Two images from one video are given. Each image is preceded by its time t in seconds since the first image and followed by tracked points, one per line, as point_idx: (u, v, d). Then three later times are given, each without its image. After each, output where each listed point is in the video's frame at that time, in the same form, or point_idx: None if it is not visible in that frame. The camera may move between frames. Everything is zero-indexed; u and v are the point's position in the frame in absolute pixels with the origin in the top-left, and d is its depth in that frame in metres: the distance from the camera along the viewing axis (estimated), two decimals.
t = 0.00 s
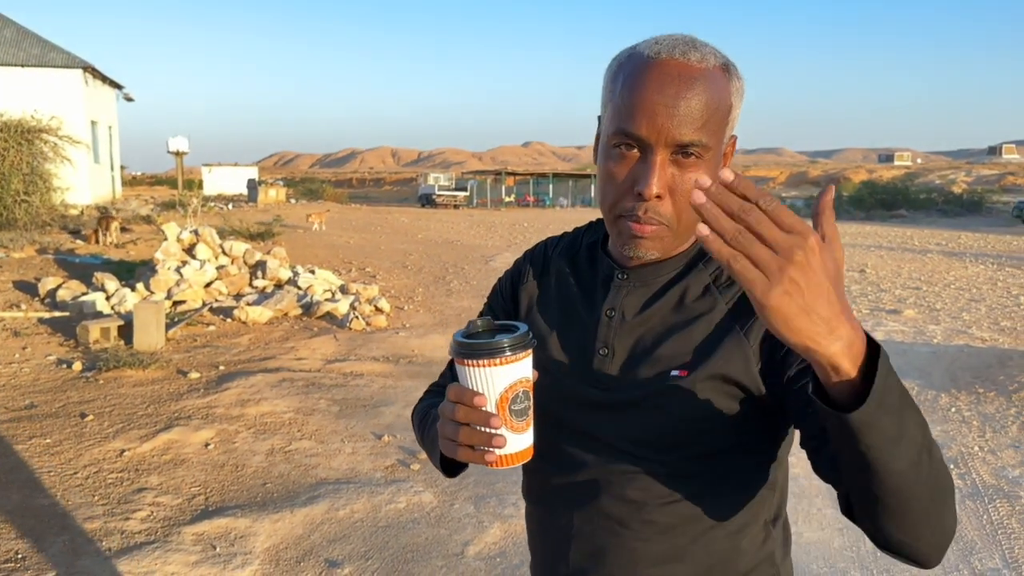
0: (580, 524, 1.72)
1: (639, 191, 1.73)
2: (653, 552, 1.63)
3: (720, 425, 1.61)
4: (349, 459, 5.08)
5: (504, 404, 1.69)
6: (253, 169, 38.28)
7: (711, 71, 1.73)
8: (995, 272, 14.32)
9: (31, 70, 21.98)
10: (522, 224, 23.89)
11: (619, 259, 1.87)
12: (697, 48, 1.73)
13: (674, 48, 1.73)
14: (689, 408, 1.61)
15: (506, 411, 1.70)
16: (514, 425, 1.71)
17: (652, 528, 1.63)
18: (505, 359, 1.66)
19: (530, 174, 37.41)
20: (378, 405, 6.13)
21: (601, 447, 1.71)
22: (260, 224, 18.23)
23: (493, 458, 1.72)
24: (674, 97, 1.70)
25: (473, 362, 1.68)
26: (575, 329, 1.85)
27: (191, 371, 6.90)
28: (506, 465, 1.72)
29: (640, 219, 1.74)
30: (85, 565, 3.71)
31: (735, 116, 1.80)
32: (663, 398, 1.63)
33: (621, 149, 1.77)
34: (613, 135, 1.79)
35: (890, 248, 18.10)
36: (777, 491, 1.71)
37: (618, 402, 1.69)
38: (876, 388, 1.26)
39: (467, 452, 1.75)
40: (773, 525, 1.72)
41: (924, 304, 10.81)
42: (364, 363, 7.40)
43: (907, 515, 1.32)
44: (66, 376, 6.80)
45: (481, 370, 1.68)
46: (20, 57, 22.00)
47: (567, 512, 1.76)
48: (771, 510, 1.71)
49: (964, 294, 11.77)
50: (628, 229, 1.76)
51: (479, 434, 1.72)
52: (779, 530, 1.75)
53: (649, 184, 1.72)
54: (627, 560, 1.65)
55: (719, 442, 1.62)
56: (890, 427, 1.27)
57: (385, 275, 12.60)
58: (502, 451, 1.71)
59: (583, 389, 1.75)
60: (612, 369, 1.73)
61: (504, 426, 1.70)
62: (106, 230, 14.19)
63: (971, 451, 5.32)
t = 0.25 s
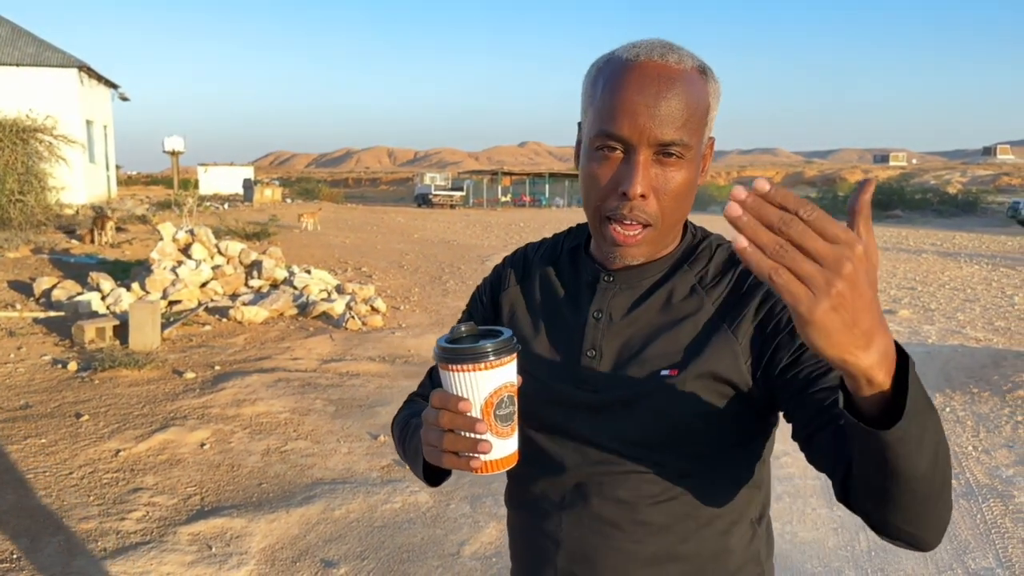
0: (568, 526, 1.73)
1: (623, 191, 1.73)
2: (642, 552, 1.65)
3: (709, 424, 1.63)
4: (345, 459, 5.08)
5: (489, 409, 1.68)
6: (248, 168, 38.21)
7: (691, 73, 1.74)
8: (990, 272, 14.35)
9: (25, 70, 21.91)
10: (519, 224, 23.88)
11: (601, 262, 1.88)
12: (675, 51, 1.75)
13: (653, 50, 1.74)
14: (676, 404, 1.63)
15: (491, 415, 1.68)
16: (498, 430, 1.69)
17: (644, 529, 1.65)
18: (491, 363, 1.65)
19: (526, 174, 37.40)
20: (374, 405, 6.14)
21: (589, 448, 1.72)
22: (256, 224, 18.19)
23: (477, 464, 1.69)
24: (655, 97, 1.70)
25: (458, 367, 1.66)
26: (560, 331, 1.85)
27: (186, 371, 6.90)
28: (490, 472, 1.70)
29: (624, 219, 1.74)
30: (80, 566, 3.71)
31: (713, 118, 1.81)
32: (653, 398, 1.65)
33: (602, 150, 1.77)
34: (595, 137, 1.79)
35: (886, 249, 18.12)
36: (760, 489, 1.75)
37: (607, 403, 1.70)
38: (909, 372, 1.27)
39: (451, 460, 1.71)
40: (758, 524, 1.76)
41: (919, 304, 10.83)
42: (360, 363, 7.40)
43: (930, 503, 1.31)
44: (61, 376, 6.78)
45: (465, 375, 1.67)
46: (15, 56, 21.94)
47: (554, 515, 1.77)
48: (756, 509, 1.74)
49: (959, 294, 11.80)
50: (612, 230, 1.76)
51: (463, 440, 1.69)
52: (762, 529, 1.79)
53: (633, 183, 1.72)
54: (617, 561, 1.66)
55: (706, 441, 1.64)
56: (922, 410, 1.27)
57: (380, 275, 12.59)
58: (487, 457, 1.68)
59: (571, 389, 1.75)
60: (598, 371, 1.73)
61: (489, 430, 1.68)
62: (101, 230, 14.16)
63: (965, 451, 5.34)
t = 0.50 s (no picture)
0: (540, 517, 1.70)
1: (598, 176, 1.72)
2: (615, 542, 1.64)
3: (678, 409, 1.63)
4: (341, 460, 5.09)
5: (474, 403, 1.64)
6: (244, 168, 38.17)
7: (658, 68, 1.77)
8: (984, 272, 14.41)
9: (20, 70, 21.86)
10: (515, 225, 23.92)
11: (571, 255, 1.87)
12: (642, 46, 1.78)
13: (621, 45, 1.77)
14: (648, 387, 1.63)
15: (475, 409, 1.64)
16: (483, 424, 1.65)
17: (617, 518, 1.64)
18: (477, 357, 1.61)
19: (522, 175, 37.41)
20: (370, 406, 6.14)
21: (561, 436, 1.70)
22: (252, 224, 18.19)
23: (461, 458, 1.65)
24: (628, 86, 1.72)
25: (443, 361, 1.62)
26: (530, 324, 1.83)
27: (182, 371, 6.90)
28: (475, 466, 1.65)
29: (600, 204, 1.74)
30: (76, 566, 3.71)
31: (680, 113, 1.84)
32: (624, 383, 1.65)
33: (575, 137, 1.77)
34: (568, 127, 1.79)
35: (881, 249, 18.17)
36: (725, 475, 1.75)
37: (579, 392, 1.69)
38: (805, 309, 1.27)
39: (435, 455, 1.66)
40: (725, 511, 1.76)
41: (913, 304, 10.88)
42: (355, 363, 7.41)
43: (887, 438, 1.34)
44: (56, 376, 6.78)
45: (449, 369, 1.62)
46: (10, 56, 21.89)
47: (524, 508, 1.74)
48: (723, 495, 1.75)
49: (954, 295, 11.84)
50: (588, 216, 1.75)
51: (447, 435, 1.65)
52: (728, 516, 1.80)
53: (608, 168, 1.72)
54: (590, 552, 1.65)
55: (676, 425, 1.64)
56: (830, 353, 1.29)
57: (377, 275, 12.60)
58: (472, 451, 1.64)
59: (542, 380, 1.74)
60: (569, 360, 1.72)
61: (473, 425, 1.64)
62: (97, 230, 14.14)
63: (959, 451, 5.36)
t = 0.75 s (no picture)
0: (513, 512, 1.72)
1: (554, 175, 1.72)
2: (586, 535, 1.65)
3: (647, 406, 1.64)
4: (337, 460, 5.10)
5: (453, 406, 1.62)
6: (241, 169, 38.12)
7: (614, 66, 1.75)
8: (980, 273, 14.45)
9: (17, 70, 21.81)
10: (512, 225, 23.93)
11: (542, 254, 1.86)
12: (599, 45, 1.76)
13: (577, 45, 1.76)
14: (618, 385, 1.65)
15: (455, 412, 1.63)
16: (462, 426, 1.64)
17: (588, 511, 1.65)
18: (458, 361, 1.60)
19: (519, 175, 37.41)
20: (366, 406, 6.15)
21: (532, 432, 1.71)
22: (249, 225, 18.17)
23: (441, 459, 1.64)
24: (580, 86, 1.70)
25: (424, 365, 1.59)
26: (502, 323, 1.83)
27: (179, 372, 6.90)
28: (453, 466, 1.65)
29: (558, 202, 1.73)
30: (73, 566, 3.71)
31: (642, 110, 1.82)
32: (592, 383, 1.65)
33: (532, 136, 1.76)
34: (527, 126, 1.78)
35: (877, 250, 18.21)
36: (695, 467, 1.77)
37: (550, 390, 1.69)
38: (707, 381, 1.26)
39: (415, 456, 1.65)
40: (694, 501, 1.78)
41: (909, 305, 10.91)
42: (352, 364, 7.41)
43: (809, 476, 1.39)
44: (52, 377, 6.77)
45: (429, 373, 1.60)
46: (7, 56, 21.85)
47: (499, 502, 1.75)
48: (693, 486, 1.76)
49: (950, 295, 11.87)
50: (547, 214, 1.75)
51: (426, 436, 1.63)
52: (698, 506, 1.81)
53: (563, 166, 1.71)
54: (562, 545, 1.66)
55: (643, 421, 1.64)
56: (736, 421, 1.29)
57: (373, 275, 12.60)
58: (452, 452, 1.63)
59: (515, 378, 1.74)
60: (540, 359, 1.72)
61: (452, 427, 1.63)
62: (93, 231, 14.12)
63: (954, 451, 5.38)
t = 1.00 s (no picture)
0: (496, 508, 1.73)
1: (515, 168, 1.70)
2: (564, 534, 1.65)
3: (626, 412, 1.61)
4: (336, 461, 5.10)
5: (444, 426, 1.62)
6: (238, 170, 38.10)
7: (585, 57, 1.69)
8: (977, 274, 14.49)
9: (14, 70, 21.77)
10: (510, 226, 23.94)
11: (533, 254, 1.85)
12: (577, 42, 1.71)
13: (555, 42, 1.72)
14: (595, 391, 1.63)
15: (446, 432, 1.62)
16: (453, 447, 1.64)
17: (566, 510, 1.65)
18: (451, 385, 1.59)
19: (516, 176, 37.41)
20: (364, 407, 6.15)
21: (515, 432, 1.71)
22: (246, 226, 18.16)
23: (431, 475, 1.64)
24: (543, 77, 1.67)
25: (417, 385, 1.59)
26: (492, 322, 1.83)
27: (176, 373, 6.90)
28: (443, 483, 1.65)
29: (522, 195, 1.70)
30: (72, 567, 3.71)
31: (627, 105, 1.74)
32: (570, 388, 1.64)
33: (503, 132, 1.76)
34: (505, 123, 1.78)
35: (874, 251, 18.25)
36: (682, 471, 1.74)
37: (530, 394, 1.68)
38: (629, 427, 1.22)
39: (406, 470, 1.65)
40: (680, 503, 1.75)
41: (906, 306, 10.93)
42: (350, 365, 7.42)
43: (748, 521, 1.30)
44: (50, 378, 6.77)
45: (421, 394, 1.59)
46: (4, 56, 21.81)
47: (483, 496, 1.77)
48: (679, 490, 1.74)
49: (946, 296, 11.90)
50: (515, 208, 1.73)
51: (418, 452, 1.63)
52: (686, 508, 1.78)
53: (522, 159, 1.69)
54: (541, 543, 1.66)
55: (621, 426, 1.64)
56: (658, 470, 1.24)
57: (371, 276, 12.59)
58: (443, 470, 1.63)
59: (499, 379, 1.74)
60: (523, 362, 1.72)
61: (443, 446, 1.63)
62: (90, 232, 14.10)
63: (951, 451, 5.40)
